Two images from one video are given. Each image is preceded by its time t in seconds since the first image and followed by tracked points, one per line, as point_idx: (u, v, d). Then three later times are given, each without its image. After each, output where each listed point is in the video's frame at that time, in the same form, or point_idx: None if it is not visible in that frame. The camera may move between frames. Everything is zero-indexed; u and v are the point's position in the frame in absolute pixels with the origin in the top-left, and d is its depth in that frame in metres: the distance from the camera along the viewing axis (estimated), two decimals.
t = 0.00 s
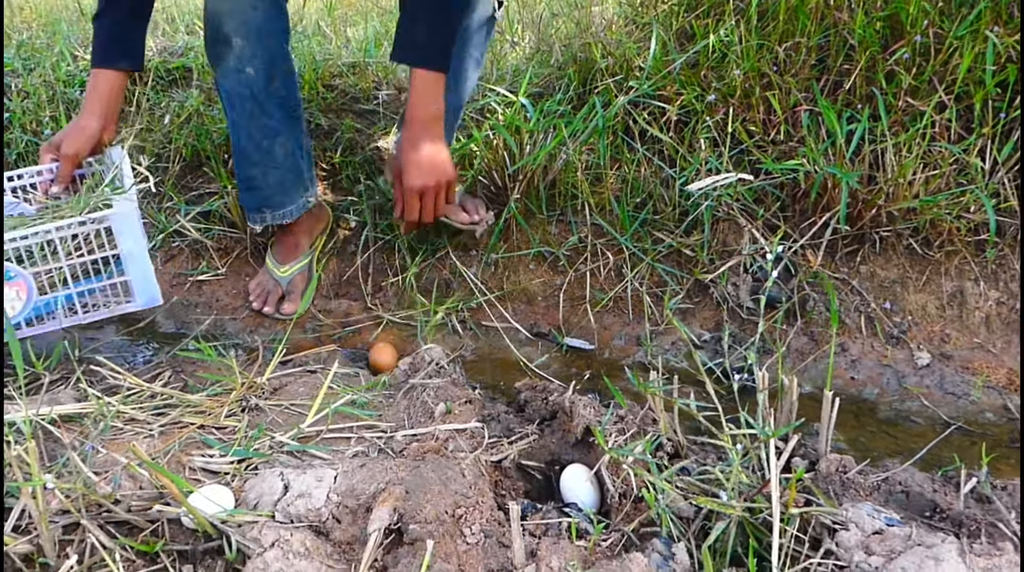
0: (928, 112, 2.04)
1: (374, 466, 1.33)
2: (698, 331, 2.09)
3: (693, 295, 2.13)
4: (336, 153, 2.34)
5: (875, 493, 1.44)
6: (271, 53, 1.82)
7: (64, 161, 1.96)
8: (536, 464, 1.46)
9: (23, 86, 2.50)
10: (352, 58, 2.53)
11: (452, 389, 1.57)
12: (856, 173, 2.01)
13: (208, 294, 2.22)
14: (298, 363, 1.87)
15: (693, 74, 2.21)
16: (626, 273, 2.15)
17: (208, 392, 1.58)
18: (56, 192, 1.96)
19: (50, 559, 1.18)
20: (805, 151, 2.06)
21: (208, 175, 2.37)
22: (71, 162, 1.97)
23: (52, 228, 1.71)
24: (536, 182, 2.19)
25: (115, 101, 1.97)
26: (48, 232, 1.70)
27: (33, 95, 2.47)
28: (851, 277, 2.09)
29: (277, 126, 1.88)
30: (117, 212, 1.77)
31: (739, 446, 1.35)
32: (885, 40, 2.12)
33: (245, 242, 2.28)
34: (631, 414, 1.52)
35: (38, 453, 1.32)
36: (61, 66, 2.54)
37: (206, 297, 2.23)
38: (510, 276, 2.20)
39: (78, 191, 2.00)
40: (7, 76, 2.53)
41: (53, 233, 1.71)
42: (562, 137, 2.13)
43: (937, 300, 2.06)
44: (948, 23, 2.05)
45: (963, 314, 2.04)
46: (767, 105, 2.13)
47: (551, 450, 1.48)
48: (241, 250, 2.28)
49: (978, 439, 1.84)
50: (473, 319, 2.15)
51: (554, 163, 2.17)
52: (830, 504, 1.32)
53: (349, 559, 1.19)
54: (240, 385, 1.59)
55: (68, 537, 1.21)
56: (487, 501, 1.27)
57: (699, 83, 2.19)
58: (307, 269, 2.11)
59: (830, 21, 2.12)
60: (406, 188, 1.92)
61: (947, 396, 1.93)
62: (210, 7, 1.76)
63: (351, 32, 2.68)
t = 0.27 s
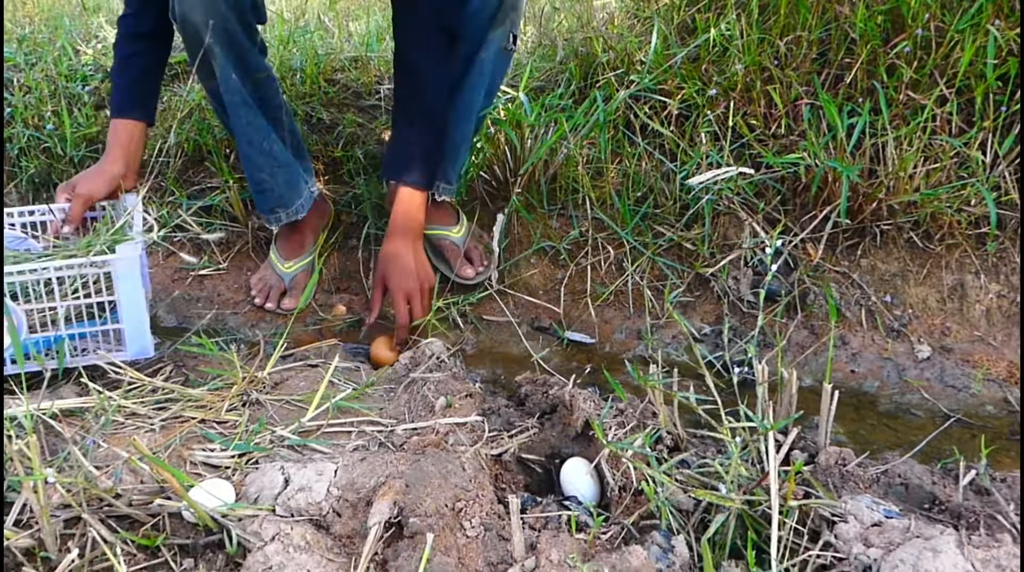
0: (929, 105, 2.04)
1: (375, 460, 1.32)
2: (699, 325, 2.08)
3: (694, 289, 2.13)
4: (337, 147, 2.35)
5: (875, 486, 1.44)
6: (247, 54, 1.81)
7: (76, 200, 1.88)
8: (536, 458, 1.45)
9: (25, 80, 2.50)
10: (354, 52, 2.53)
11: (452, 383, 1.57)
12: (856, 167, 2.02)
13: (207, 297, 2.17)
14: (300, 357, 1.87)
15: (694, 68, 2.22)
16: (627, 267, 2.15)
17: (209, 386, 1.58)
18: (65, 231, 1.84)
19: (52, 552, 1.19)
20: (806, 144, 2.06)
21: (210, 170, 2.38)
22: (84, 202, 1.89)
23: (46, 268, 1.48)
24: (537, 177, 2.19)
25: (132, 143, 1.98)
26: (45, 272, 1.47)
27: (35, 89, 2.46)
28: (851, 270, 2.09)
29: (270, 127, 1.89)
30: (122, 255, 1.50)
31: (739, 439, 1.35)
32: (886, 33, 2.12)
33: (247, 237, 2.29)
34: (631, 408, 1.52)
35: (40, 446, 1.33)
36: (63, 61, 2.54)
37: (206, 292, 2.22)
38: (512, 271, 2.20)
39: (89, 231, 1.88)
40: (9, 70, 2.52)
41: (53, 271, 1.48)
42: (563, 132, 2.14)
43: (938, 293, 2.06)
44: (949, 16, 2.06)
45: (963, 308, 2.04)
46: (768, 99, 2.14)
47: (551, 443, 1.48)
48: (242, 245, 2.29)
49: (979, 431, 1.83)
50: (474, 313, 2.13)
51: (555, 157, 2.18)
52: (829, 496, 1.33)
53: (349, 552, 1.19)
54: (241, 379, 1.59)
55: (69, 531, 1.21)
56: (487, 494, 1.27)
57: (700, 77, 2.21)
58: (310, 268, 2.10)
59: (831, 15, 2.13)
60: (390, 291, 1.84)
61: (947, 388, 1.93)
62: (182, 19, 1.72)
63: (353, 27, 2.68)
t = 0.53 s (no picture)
0: (928, 102, 2.04)
1: (375, 459, 1.32)
2: (698, 323, 2.09)
3: (693, 287, 2.13)
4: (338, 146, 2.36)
5: (873, 484, 1.45)
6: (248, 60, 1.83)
7: (92, 215, 1.92)
8: (536, 457, 1.46)
9: (25, 79, 2.50)
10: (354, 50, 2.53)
11: (452, 381, 1.57)
12: (855, 164, 2.03)
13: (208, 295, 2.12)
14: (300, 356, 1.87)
15: (693, 66, 2.23)
16: (626, 265, 2.15)
17: (209, 386, 1.59)
18: (77, 245, 1.89)
19: (52, 552, 1.20)
20: (805, 142, 2.07)
21: (210, 169, 2.38)
22: (98, 218, 1.92)
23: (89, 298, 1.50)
24: (537, 175, 2.20)
25: (145, 166, 1.97)
26: (84, 300, 1.50)
27: (35, 88, 2.47)
28: (850, 268, 2.09)
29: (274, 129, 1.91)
30: (163, 291, 1.53)
31: (737, 437, 1.35)
32: (885, 30, 2.13)
33: (247, 235, 2.29)
34: (630, 406, 1.52)
35: (40, 446, 1.33)
36: (64, 60, 2.54)
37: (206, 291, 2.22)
38: (512, 269, 2.20)
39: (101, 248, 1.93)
40: (9, 68, 2.52)
41: (94, 301, 1.50)
42: (563, 130, 2.15)
43: (937, 290, 2.06)
44: (949, 14, 2.06)
45: (963, 305, 2.04)
46: (768, 96, 2.14)
47: (550, 442, 1.48)
48: (243, 243, 2.28)
49: (978, 428, 1.83)
50: (474, 311, 2.11)
51: (555, 156, 2.18)
52: (827, 494, 1.33)
53: (349, 551, 1.19)
54: (241, 378, 1.59)
55: (70, 531, 1.22)
56: (487, 493, 1.27)
57: (699, 75, 2.21)
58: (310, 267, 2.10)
59: (831, 13, 2.14)
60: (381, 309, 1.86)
61: (946, 385, 1.93)
62: (181, 32, 1.78)
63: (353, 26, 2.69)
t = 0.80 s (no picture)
0: (927, 100, 2.04)
1: (374, 459, 1.33)
2: (698, 321, 2.08)
3: (693, 285, 2.13)
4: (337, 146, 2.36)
5: (872, 482, 1.45)
6: (245, 67, 1.83)
7: (99, 212, 1.89)
8: (535, 456, 1.46)
9: (25, 79, 2.50)
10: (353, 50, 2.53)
11: (452, 381, 1.57)
12: (854, 162, 2.02)
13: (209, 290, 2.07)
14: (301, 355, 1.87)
15: (693, 65, 2.23)
16: (626, 264, 2.15)
17: (210, 386, 1.59)
18: (82, 240, 1.88)
19: (53, 553, 1.20)
20: (805, 140, 2.07)
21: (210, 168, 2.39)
22: (105, 214, 1.90)
23: (104, 302, 1.49)
24: (537, 175, 2.20)
25: (155, 168, 2.04)
26: (102, 305, 1.49)
27: (35, 88, 2.47)
28: (850, 266, 2.10)
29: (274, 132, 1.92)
30: (175, 295, 1.53)
31: (736, 437, 1.35)
32: (885, 29, 2.13)
33: (248, 235, 2.29)
34: (629, 406, 1.52)
35: (40, 447, 1.34)
36: (64, 60, 2.55)
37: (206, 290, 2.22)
38: (512, 269, 2.20)
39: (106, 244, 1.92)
40: (10, 68, 2.53)
41: (105, 305, 1.49)
42: (562, 129, 2.15)
43: (936, 288, 2.06)
44: (948, 12, 2.06)
45: (962, 302, 2.04)
46: (767, 95, 2.15)
47: (550, 441, 1.48)
48: (243, 243, 2.29)
49: (976, 425, 1.83)
50: (476, 310, 2.12)
51: (555, 155, 2.18)
52: (825, 492, 1.33)
53: (348, 551, 1.19)
54: (242, 379, 1.60)
55: (70, 532, 1.22)
56: (486, 493, 1.27)
57: (699, 74, 2.22)
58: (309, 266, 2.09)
59: (830, 11, 2.14)
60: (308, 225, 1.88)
61: (945, 383, 1.93)
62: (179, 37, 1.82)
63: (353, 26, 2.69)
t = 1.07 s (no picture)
0: (926, 101, 2.04)
1: (374, 459, 1.32)
2: (697, 321, 2.08)
3: (693, 285, 2.13)
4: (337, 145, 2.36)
5: (871, 483, 1.45)
6: (244, 63, 1.84)
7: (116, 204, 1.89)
8: (535, 456, 1.46)
9: (25, 77, 2.50)
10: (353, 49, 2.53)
11: (452, 381, 1.57)
12: (854, 163, 2.02)
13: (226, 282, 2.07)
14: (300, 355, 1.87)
15: (693, 65, 2.23)
16: (626, 265, 2.15)
17: (209, 386, 1.59)
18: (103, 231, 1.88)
19: (52, 553, 1.20)
20: (804, 141, 2.07)
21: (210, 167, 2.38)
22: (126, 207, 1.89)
23: (135, 294, 1.51)
24: (537, 174, 2.20)
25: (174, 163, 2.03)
26: (132, 297, 1.50)
27: (35, 86, 2.46)
28: (849, 266, 2.10)
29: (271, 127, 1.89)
30: (207, 285, 1.57)
31: (736, 438, 1.35)
32: (884, 30, 2.13)
33: (248, 233, 2.29)
34: (629, 406, 1.52)
35: (40, 446, 1.33)
36: (64, 58, 2.54)
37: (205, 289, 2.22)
38: (511, 269, 2.20)
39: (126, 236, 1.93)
40: (10, 66, 2.52)
41: (141, 297, 1.52)
42: (562, 129, 2.15)
43: (935, 289, 2.06)
44: (948, 13, 2.06)
45: (961, 303, 2.05)
46: (767, 95, 2.15)
47: (549, 441, 1.48)
48: (244, 242, 2.29)
49: (976, 426, 1.83)
50: (475, 310, 2.11)
51: (554, 154, 2.18)
52: (825, 494, 1.33)
53: (348, 552, 1.19)
54: (242, 378, 1.60)
55: (69, 531, 1.22)
56: (486, 494, 1.27)
57: (699, 74, 2.22)
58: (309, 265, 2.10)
59: (830, 11, 2.14)
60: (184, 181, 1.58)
61: (944, 384, 1.93)
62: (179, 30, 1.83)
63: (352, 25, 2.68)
